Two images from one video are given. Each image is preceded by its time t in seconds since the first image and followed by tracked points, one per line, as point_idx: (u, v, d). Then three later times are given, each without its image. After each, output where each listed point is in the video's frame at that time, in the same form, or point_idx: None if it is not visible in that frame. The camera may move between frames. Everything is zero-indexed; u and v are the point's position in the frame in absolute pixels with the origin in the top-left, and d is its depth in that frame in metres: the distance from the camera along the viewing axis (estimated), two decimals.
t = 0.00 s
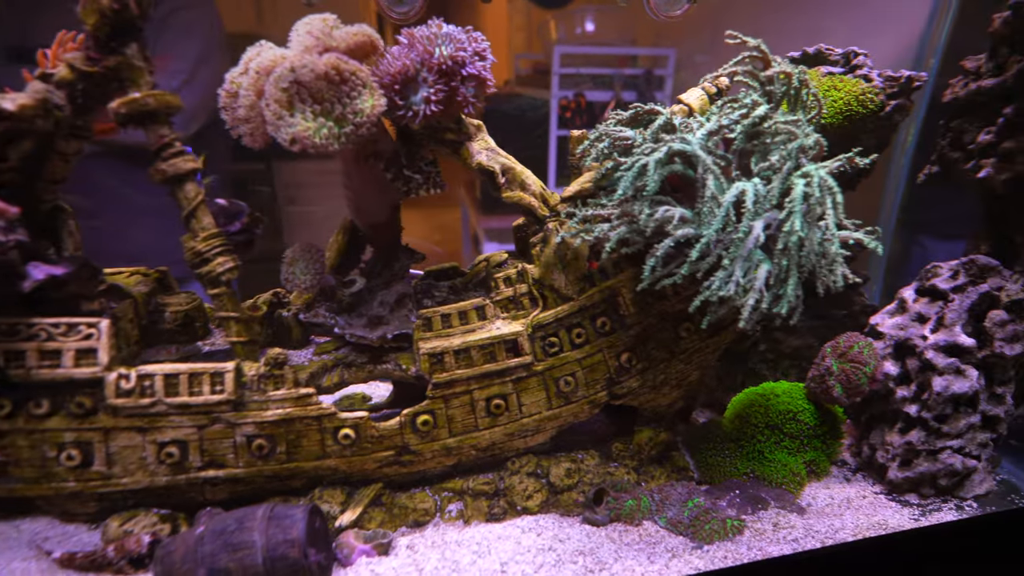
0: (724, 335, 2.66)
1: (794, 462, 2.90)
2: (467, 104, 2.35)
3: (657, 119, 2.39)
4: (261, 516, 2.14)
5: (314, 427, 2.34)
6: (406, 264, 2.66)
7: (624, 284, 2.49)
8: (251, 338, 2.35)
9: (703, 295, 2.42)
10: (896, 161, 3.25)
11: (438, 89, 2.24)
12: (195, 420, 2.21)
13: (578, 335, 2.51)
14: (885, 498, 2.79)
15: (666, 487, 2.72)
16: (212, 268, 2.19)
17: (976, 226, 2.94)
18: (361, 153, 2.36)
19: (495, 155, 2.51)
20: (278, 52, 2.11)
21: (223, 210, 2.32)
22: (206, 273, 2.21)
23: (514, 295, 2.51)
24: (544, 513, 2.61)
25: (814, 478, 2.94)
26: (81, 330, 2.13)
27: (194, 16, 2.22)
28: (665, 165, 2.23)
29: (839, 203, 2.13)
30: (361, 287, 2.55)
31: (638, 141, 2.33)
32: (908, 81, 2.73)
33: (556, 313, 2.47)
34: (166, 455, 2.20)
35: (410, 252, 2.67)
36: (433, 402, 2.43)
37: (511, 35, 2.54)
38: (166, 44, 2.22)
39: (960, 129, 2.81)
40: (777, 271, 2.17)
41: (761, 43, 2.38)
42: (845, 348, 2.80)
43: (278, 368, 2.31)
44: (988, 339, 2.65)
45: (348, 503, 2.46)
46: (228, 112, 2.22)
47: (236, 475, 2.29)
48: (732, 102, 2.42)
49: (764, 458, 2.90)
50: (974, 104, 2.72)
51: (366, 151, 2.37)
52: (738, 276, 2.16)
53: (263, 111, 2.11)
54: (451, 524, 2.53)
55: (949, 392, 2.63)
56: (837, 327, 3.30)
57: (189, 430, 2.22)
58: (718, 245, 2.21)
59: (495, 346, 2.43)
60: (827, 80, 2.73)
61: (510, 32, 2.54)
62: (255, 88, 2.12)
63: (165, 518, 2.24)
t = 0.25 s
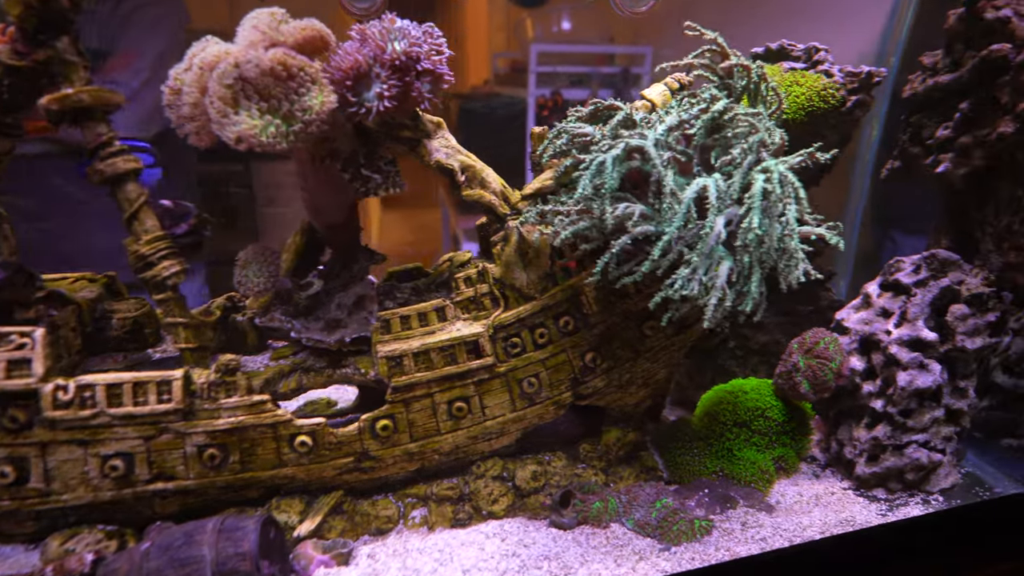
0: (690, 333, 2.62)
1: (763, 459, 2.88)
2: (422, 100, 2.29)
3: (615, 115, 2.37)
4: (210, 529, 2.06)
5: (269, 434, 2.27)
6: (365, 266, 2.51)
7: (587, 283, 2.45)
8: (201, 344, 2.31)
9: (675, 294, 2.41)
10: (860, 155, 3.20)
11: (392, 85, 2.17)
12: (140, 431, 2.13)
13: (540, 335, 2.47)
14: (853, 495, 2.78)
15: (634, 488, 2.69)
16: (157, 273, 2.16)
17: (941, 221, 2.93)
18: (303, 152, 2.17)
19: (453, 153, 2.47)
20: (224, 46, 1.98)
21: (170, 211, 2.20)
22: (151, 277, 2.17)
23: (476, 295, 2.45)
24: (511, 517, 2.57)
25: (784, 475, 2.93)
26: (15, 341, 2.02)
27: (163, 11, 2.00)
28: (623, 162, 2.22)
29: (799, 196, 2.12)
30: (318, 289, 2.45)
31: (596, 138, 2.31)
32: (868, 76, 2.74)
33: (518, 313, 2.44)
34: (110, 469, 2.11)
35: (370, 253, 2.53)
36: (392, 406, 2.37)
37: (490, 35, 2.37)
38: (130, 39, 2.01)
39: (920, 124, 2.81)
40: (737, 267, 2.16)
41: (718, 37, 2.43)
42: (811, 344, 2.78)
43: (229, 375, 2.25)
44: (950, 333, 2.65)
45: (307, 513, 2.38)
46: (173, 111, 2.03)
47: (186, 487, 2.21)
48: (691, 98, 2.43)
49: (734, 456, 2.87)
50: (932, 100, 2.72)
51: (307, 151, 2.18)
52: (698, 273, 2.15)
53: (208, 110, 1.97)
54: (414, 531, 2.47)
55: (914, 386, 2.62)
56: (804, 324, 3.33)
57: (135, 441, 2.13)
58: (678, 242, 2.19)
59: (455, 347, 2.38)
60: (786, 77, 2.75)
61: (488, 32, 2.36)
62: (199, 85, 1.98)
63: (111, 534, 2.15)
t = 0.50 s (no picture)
0: (653, 327, 2.59)
1: (729, 453, 2.85)
2: (372, 91, 2.22)
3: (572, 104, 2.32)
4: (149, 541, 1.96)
5: (215, 440, 2.17)
6: (317, 264, 2.39)
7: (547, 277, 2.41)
8: (139, 346, 2.17)
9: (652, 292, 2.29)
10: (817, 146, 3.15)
11: (337, 74, 2.11)
12: (73, 440, 2.02)
13: (499, 331, 2.42)
14: (819, 487, 2.77)
15: (598, 485, 2.63)
16: (89, 273, 2.05)
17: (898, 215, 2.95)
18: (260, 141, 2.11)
19: (407, 146, 2.38)
20: (158, 32, 1.86)
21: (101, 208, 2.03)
22: (83, 276, 2.07)
23: (432, 291, 2.39)
24: (472, 519, 2.51)
25: (750, 469, 2.91)
26: None
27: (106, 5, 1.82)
28: (577, 152, 2.18)
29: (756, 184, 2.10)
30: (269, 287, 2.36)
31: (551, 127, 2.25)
32: (827, 67, 2.75)
33: (475, 308, 2.38)
34: (40, 481, 2.00)
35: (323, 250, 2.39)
36: (346, 407, 2.30)
37: (470, 32, 2.09)
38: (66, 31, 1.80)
39: (880, 116, 2.81)
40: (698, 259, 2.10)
41: (673, 24, 2.39)
42: (775, 336, 2.76)
43: (170, 378, 2.15)
44: (911, 323, 2.64)
45: (258, 520, 2.28)
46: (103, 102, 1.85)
47: (126, 497, 2.11)
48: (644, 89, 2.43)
49: (699, 450, 2.84)
50: (890, 90, 2.72)
51: (263, 140, 2.12)
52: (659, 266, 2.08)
53: (141, 99, 1.84)
54: (372, 536, 2.39)
55: (877, 377, 2.60)
56: (771, 316, 3.29)
57: (68, 450, 2.02)
58: (636, 235, 2.14)
59: (410, 345, 2.31)
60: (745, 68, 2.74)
61: (469, 28, 2.08)
62: (130, 75, 1.84)
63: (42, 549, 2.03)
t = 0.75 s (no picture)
0: (603, 323, 2.54)
1: (684, 450, 2.82)
2: (301, 84, 2.02)
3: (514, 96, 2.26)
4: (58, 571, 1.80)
5: (140, 456, 2.04)
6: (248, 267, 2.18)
7: (492, 274, 2.34)
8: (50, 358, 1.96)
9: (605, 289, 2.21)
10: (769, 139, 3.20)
11: (263, 66, 1.89)
12: None
13: (442, 332, 2.35)
14: (775, 482, 2.75)
15: (550, 488, 2.57)
16: None
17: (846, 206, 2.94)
18: (188, 138, 1.90)
19: (344, 142, 2.23)
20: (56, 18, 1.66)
21: None
22: None
23: (371, 292, 2.30)
24: (421, 527, 2.42)
25: (707, 465, 2.87)
26: None
27: None
28: (514, 146, 2.11)
29: (694, 178, 2.07)
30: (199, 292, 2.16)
31: (489, 120, 2.18)
32: (772, 58, 2.76)
33: (418, 309, 2.31)
34: None
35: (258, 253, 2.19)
36: (282, 415, 2.18)
37: (440, 29, 2.13)
38: None
39: (825, 108, 2.81)
40: (640, 254, 2.05)
41: (613, 14, 2.34)
42: (727, 330, 2.73)
43: (85, 394, 1.98)
44: (860, 315, 2.61)
45: (190, 539, 2.15)
46: None
47: (38, 522, 1.95)
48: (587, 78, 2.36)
49: (655, 448, 2.80)
50: (834, 82, 2.71)
51: (193, 137, 1.91)
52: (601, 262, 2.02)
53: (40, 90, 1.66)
54: (315, 549, 2.29)
55: (828, 370, 2.58)
56: (726, 309, 3.29)
57: None
58: (577, 230, 2.07)
59: (349, 349, 2.22)
60: (696, 60, 2.69)
61: (439, 25, 2.12)
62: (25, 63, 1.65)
63: None
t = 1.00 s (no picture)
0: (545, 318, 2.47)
1: (634, 445, 2.76)
2: (210, 72, 1.85)
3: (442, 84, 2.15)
4: None
5: (37, 476, 1.83)
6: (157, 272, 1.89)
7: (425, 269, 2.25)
8: None
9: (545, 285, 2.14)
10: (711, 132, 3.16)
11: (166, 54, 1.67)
12: None
13: (375, 331, 2.25)
14: (725, 476, 2.70)
15: (494, 490, 2.48)
16: None
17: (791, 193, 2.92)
18: (87, 129, 1.62)
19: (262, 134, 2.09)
20: None
21: None
22: None
23: (297, 291, 2.18)
24: (358, 536, 2.31)
25: (658, 460, 2.81)
26: None
27: None
28: (438, 137, 2.03)
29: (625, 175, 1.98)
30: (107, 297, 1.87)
31: (417, 109, 2.10)
32: (712, 46, 2.75)
33: (348, 307, 2.20)
34: None
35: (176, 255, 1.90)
36: (202, 425, 2.03)
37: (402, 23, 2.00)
38: None
39: (768, 97, 2.76)
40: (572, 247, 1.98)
41: None
42: (673, 323, 2.69)
43: None
44: (804, 304, 2.60)
45: (101, 564, 1.97)
46: None
47: None
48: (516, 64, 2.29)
49: (603, 444, 2.74)
50: (775, 70, 2.68)
51: (92, 129, 1.64)
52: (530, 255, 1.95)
53: None
54: (243, 565, 2.12)
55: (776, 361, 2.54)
56: (675, 300, 3.29)
57: None
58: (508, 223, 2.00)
59: (273, 352, 2.09)
60: (637, 48, 2.63)
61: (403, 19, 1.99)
62: None
63: None
